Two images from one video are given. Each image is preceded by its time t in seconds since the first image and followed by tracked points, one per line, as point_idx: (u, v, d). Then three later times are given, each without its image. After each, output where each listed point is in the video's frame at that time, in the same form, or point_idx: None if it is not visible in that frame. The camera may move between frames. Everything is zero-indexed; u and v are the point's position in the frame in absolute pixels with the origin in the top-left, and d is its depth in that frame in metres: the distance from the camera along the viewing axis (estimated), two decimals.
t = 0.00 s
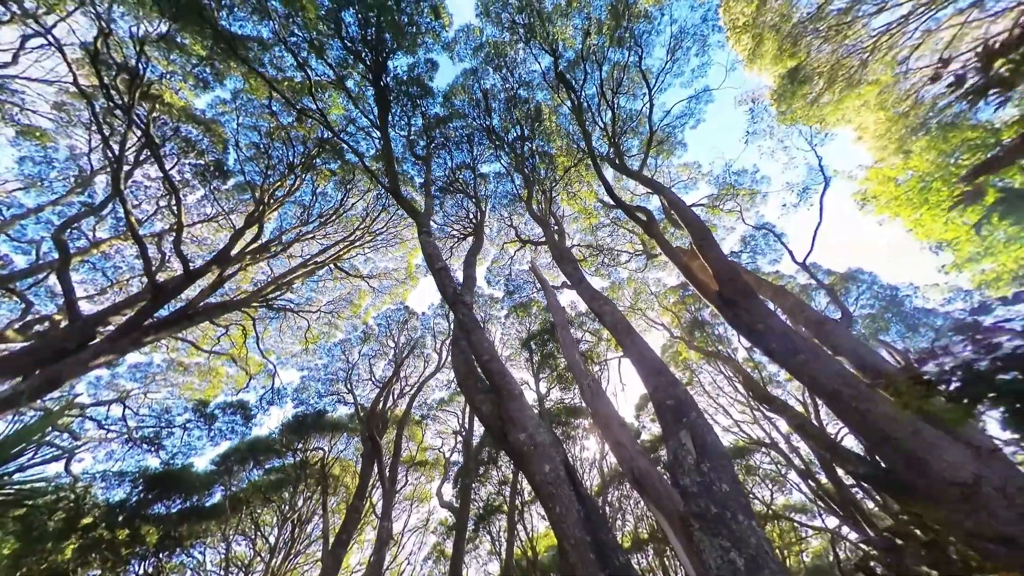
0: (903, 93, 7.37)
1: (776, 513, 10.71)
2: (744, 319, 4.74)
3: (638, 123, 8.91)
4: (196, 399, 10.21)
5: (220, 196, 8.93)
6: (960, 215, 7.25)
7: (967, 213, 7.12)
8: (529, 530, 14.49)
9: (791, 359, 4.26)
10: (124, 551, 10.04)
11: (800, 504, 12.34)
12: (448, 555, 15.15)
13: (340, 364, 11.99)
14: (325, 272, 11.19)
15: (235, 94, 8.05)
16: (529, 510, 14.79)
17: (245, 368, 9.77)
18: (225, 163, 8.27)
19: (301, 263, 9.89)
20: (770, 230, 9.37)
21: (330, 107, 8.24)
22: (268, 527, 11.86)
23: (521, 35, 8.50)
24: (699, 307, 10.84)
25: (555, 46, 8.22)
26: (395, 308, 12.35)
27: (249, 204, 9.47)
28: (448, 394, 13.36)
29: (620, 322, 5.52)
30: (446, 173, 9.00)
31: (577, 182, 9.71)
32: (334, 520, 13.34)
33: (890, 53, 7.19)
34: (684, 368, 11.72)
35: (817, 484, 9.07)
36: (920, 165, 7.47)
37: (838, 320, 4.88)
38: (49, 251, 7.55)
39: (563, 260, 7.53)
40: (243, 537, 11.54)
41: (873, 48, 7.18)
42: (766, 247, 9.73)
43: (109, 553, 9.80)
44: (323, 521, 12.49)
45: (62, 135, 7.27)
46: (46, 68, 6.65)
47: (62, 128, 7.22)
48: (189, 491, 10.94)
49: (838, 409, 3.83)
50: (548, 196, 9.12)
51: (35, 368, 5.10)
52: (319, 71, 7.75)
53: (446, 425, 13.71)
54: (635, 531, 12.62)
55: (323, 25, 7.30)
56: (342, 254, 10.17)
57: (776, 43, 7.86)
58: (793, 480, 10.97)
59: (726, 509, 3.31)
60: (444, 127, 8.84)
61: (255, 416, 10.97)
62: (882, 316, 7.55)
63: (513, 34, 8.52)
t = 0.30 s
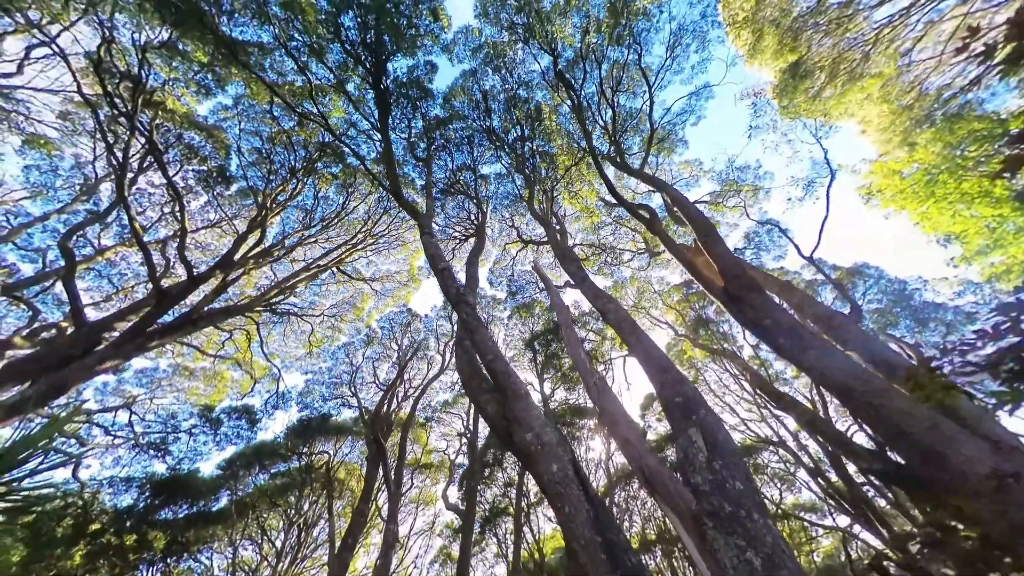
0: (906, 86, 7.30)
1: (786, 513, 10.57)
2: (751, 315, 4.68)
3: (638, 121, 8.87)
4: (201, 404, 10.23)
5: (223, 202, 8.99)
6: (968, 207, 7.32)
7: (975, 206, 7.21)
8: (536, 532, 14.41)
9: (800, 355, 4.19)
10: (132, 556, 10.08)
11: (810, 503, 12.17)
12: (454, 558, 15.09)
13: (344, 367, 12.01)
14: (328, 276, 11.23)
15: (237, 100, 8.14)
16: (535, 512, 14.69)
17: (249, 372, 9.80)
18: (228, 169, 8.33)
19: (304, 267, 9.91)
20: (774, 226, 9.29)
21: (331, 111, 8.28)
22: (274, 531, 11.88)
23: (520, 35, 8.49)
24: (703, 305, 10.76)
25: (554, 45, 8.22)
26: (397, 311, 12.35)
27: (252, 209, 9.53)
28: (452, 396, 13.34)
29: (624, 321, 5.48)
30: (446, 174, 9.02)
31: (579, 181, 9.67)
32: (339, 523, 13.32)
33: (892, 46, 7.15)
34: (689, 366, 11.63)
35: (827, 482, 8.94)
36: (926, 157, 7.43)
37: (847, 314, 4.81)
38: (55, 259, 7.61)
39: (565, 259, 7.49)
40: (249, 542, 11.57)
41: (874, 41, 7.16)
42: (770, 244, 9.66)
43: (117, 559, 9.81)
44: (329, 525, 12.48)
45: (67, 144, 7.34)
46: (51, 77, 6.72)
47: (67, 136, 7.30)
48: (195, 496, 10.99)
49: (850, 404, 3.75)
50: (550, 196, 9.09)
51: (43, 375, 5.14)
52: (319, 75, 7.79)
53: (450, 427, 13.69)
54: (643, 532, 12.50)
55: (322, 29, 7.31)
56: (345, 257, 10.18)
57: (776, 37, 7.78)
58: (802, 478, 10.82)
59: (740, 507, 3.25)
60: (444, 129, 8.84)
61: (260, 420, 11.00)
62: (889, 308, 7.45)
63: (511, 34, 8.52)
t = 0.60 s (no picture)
0: (909, 78, 7.26)
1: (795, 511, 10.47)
2: (757, 310, 4.66)
3: (639, 119, 8.84)
4: (208, 409, 10.30)
5: (228, 208, 9.08)
6: (974, 199, 7.24)
7: (983, 198, 7.15)
8: (543, 533, 14.35)
9: (810, 349, 4.14)
10: (141, 561, 10.10)
11: (820, 501, 12.04)
12: (461, 560, 15.06)
13: (349, 370, 12.06)
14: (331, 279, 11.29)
15: (240, 106, 8.29)
16: (541, 513, 14.63)
17: (256, 376, 9.86)
18: (232, 175, 8.43)
19: (308, 271, 9.97)
20: (777, 222, 9.24)
21: (333, 116, 8.36)
22: (282, 535, 11.93)
23: (519, 36, 8.51)
24: (708, 303, 10.69)
25: (553, 45, 8.25)
26: (401, 313, 12.38)
27: (256, 214, 9.61)
28: (457, 398, 13.34)
29: (630, 317, 5.47)
30: (448, 176, 9.07)
31: (580, 180, 9.67)
32: (346, 526, 13.35)
33: (894, 39, 7.14)
34: (695, 365, 11.57)
35: (837, 479, 8.83)
36: (931, 150, 7.30)
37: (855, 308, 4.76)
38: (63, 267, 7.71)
39: (568, 259, 7.47)
40: (257, 546, 11.63)
41: (876, 34, 7.16)
42: (774, 240, 9.59)
43: (127, 563, 9.85)
44: (336, 528, 12.50)
45: (74, 152, 7.44)
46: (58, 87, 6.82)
47: (74, 145, 7.40)
48: (203, 500, 11.05)
49: (862, 398, 3.71)
50: (552, 195, 9.09)
51: (54, 380, 5.19)
52: (321, 78, 7.86)
53: (455, 429, 13.69)
54: (650, 532, 12.41)
55: (324, 34, 7.37)
56: (348, 260, 10.24)
57: (776, 33, 7.75)
58: (812, 476, 10.72)
59: (754, 501, 3.22)
60: (445, 130, 8.88)
61: (266, 423, 11.06)
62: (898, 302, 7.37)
63: (510, 35, 8.56)
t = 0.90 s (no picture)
0: (910, 72, 7.22)
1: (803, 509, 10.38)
2: (761, 304, 4.64)
3: (639, 118, 8.83)
4: (214, 413, 10.36)
5: (232, 213, 9.18)
6: (979, 192, 7.23)
7: (988, 190, 7.12)
8: (549, 535, 14.31)
9: (817, 343, 4.11)
10: (150, 565, 10.11)
11: (829, 499, 11.90)
12: (468, 563, 15.04)
13: (353, 373, 12.11)
14: (335, 283, 11.36)
15: (243, 113, 8.39)
16: (547, 514, 14.58)
17: (261, 379, 9.93)
18: (236, 181, 8.53)
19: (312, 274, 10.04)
20: (780, 218, 9.20)
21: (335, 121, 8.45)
22: (289, 539, 11.97)
23: (518, 37, 8.56)
24: (711, 300, 10.65)
25: (552, 46, 8.29)
26: (404, 316, 12.43)
27: (260, 219, 9.71)
28: (461, 399, 13.36)
29: (634, 315, 5.47)
30: (449, 178, 9.12)
31: (581, 180, 9.68)
32: (352, 529, 13.36)
33: (894, 32, 7.11)
34: (699, 363, 11.51)
35: (846, 476, 8.75)
36: (934, 143, 7.29)
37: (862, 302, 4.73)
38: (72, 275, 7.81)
39: (571, 259, 7.47)
40: (265, 549, 11.69)
41: (876, 28, 7.13)
42: (777, 236, 9.55)
43: (137, 568, 9.88)
44: (342, 531, 12.53)
45: (81, 161, 7.55)
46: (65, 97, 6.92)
47: (81, 154, 7.51)
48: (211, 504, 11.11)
49: (871, 391, 3.67)
50: (553, 195, 9.11)
51: (65, 384, 5.25)
52: (322, 83, 7.94)
53: (460, 430, 13.71)
54: (658, 532, 12.32)
55: (325, 39, 7.43)
56: (352, 263, 10.31)
57: (775, 29, 7.74)
58: (820, 473, 10.63)
59: (764, 494, 3.21)
60: (446, 133, 8.93)
61: (272, 427, 11.12)
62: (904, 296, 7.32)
63: (509, 36, 8.60)
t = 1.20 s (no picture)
0: (911, 65, 7.16)
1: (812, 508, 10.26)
2: (765, 301, 4.62)
3: (638, 116, 8.82)
4: (220, 418, 10.42)
5: (235, 220, 9.26)
6: (985, 184, 7.18)
7: (993, 182, 7.07)
8: (555, 537, 14.24)
9: (822, 339, 4.07)
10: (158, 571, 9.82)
11: (839, 498, 11.76)
12: (473, 566, 14.99)
13: (357, 377, 12.15)
14: (337, 287, 11.41)
15: (245, 120, 8.47)
16: (553, 516, 14.52)
17: (266, 384, 9.98)
18: (238, 187, 8.61)
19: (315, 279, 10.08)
20: (782, 214, 9.15)
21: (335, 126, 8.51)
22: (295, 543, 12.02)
23: (516, 39, 8.58)
24: (714, 298, 10.58)
25: (550, 47, 8.32)
26: (406, 319, 12.47)
27: (262, 225, 9.79)
28: (464, 401, 13.35)
29: (636, 313, 5.46)
30: (449, 180, 9.15)
31: (582, 180, 9.67)
32: (358, 533, 13.36)
33: (894, 26, 7.07)
34: (704, 361, 11.43)
35: (854, 474, 8.64)
36: (937, 136, 7.29)
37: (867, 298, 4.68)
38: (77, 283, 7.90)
39: (573, 258, 7.47)
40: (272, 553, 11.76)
41: (875, 22, 7.09)
42: (779, 233, 9.49)
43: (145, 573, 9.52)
44: (348, 535, 12.54)
45: (86, 171, 7.64)
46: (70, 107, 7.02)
47: (86, 164, 7.60)
48: (217, 509, 11.14)
49: (876, 386, 3.64)
50: (553, 196, 9.11)
51: (73, 391, 5.30)
52: (322, 89, 8.00)
53: (464, 433, 13.70)
54: (664, 533, 12.22)
55: (324, 46, 7.50)
56: (353, 267, 10.36)
57: (773, 25, 7.74)
58: (828, 472, 10.51)
59: (770, 493, 3.18)
60: (445, 136, 8.97)
61: (277, 431, 11.16)
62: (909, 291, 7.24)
63: (507, 39, 8.64)
